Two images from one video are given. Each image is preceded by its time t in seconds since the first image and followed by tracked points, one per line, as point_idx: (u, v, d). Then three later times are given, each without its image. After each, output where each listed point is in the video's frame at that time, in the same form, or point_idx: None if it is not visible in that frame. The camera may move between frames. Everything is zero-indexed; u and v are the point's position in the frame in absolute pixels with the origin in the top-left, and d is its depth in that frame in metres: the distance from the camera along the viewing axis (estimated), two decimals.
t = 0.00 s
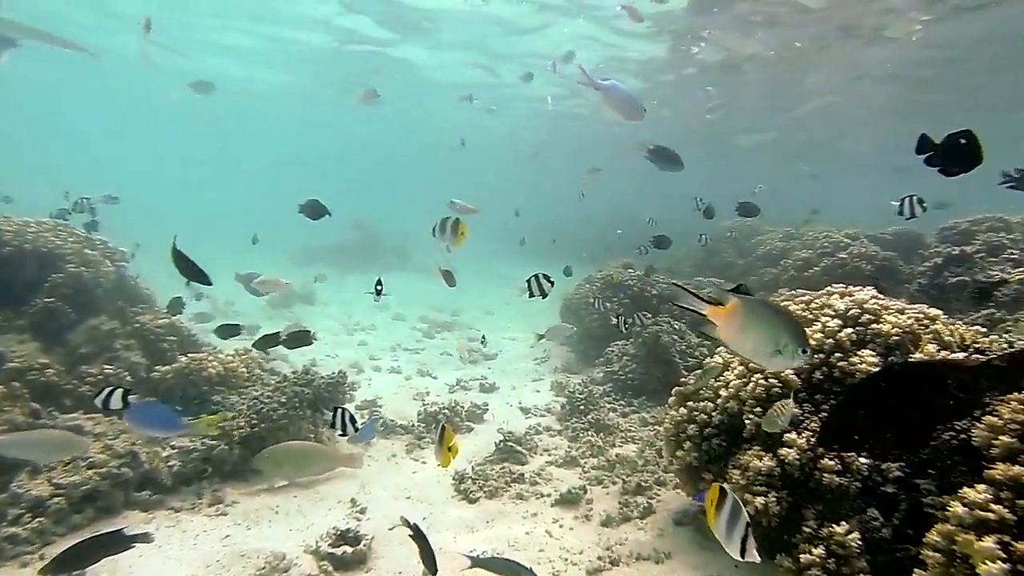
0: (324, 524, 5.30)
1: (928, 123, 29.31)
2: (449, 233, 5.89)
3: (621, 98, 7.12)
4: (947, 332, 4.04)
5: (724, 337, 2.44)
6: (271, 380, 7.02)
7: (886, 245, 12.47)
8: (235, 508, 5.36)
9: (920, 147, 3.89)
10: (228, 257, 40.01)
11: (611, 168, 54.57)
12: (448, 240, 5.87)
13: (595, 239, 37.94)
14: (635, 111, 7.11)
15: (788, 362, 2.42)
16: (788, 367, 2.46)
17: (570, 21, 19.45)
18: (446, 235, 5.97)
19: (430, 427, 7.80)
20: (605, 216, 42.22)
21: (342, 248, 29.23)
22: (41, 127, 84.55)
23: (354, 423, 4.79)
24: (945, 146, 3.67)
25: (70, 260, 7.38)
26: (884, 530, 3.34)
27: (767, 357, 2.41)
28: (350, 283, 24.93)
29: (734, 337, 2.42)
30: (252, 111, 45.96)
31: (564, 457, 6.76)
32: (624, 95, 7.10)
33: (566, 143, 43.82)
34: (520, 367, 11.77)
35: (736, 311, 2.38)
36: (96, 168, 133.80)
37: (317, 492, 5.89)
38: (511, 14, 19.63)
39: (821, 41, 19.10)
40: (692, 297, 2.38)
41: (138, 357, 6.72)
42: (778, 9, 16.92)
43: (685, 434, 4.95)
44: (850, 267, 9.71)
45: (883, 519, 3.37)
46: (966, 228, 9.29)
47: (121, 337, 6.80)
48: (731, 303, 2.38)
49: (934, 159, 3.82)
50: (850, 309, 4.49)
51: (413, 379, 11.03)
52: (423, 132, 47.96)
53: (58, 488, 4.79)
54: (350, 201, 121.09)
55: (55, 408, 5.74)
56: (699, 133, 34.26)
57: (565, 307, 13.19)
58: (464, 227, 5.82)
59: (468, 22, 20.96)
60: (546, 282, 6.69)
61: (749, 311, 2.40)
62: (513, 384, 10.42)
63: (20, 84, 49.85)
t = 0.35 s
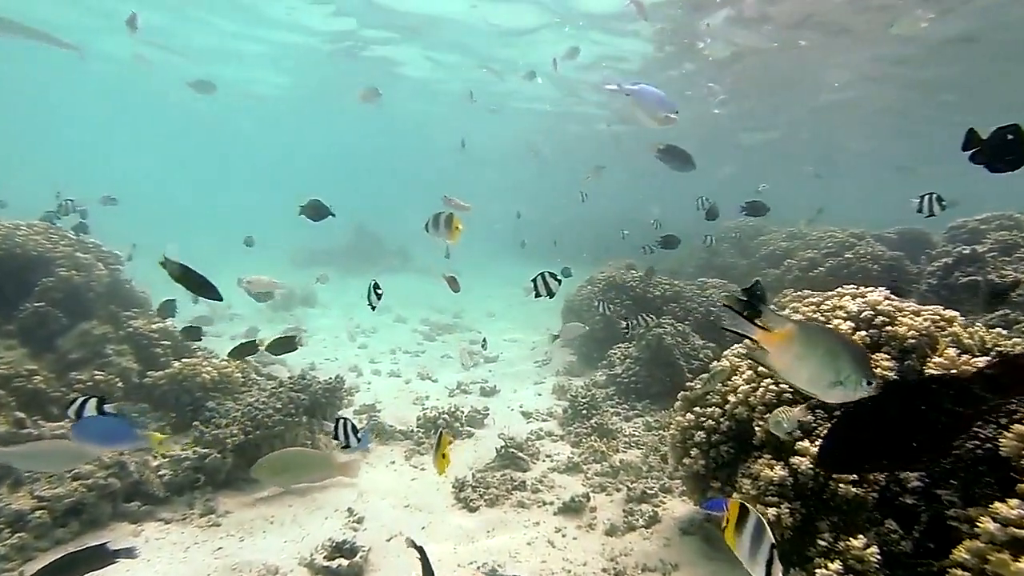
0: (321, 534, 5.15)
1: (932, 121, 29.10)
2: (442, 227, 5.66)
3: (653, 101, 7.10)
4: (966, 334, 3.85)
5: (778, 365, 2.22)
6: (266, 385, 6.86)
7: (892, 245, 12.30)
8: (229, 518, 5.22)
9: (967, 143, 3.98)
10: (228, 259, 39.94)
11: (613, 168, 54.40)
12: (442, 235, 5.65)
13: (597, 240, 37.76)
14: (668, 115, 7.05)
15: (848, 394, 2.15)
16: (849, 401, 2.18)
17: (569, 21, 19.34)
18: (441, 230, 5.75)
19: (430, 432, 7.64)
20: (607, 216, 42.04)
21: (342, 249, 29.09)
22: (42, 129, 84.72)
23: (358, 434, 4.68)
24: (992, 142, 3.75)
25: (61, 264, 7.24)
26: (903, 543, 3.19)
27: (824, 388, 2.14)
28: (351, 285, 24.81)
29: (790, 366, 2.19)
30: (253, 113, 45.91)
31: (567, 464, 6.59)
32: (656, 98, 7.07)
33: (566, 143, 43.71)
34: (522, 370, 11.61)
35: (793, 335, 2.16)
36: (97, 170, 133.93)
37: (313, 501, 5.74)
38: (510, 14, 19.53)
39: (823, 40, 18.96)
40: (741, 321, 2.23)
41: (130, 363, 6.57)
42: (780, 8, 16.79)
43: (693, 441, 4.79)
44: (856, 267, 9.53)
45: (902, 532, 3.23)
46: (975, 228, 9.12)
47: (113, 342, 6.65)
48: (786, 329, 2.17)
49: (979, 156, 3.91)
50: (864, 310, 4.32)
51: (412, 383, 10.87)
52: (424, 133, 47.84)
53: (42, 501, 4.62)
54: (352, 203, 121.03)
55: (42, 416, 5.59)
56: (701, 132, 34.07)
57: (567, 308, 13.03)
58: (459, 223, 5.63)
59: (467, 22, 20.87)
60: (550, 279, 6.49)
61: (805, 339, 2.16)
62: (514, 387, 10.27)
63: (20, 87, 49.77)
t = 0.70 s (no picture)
0: (311, 546, 4.97)
1: (932, 119, 28.92)
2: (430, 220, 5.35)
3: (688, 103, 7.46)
4: (983, 336, 3.69)
5: (858, 401, 1.96)
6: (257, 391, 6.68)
7: (895, 243, 12.14)
8: (216, 531, 5.03)
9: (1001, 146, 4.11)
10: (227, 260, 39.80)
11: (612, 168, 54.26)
12: (429, 229, 5.34)
13: (597, 240, 37.59)
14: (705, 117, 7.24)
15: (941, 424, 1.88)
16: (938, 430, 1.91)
17: (566, 20, 19.19)
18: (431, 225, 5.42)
19: (425, 437, 7.47)
20: (606, 217, 41.88)
21: (340, 252, 28.89)
22: (40, 132, 84.60)
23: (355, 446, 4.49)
24: None
25: (46, 267, 7.06)
26: (922, 558, 3.02)
27: (914, 418, 1.88)
28: (349, 287, 24.63)
29: (872, 401, 1.92)
30: (250, 114, 45.77)
31: (566, 470, 6.42)
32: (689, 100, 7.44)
33: (564, 143, 43.58)
34: (520, 373, 11.45)
35: (870, 364, 1.91)
36: (95, 172, 133.68)
37: (305, 511, 5.56)
38: (508, 13, 19.33)
39: (822, 38, 18.82)
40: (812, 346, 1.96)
41: (116, 369, 6.38)
42: (779, 7, 16.63)
43: (697, 448, 4.63)
44: (859, 267, 9.36)
45: (921, 546, 3.06)
46: (981, 226, 8.96)
47: (98, 348, 6.46)
48: (865, 355, 1.92)
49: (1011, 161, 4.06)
50: (874, 312, 4.17)
51: (410, 386, 10.68)
52: (422, 133, 47.61)
53: (16, 517, 4.45)
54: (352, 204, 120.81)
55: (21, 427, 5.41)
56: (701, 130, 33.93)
57: (566, 310, 12.87)
58: (449, 219, 5.32)
59: (463, 22, 20.71)
60: (552, 276, 6.26)
61: (885, 368, 1.90)
62: (512, 390, 10.11)
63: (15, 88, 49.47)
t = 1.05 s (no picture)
0: (302, 557, 4.81)
1: (930, 114, 28.79)
2: (418, 217, 5.13)
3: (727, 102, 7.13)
4: (999, 336, 3.53)
5: (961, 438, 1.57)
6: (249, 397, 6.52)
7: (896, 239, 12.00)
8: (203, 541, 4.87)
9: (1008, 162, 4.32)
10: (224, 261, 39.67)
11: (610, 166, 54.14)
12: (419, 228, 5.12)
13: (596, 239, 37.39)
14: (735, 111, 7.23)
15: None
16: None
17: (562, 18, 19.09)
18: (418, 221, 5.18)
19: (421, 441, 7.31)
20: (604, 215, 41.70)
21: (337, 252, 28.69)
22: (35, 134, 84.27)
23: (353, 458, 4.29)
24: None
25: (30, 270, 6.87)
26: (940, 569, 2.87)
27: None
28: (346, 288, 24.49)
29: (978, 436, 1.53)
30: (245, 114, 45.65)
31: (565, 474, 6.27)
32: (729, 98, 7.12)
33: (561, 141, 43.43)
34: (518, 374, 11.29)
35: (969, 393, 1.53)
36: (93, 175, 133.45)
37: (297, 519, 5.40)
38: (503, 10, 19.14)
39: (819, 33, 18.72)
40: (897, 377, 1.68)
41: (103, 374, 6.20)
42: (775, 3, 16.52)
43: (700, 452, 4.48)
44: (861, 263, 9.23)
45: (938, 557, 2.90)
46: (984, 221, 8.82)
47: (84, 353, 6.29)
48: (965, 386, 1.54)
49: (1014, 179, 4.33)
50: (883, 311, 4.01)
51: (407, 389, 10.52)
52: (418, 133, 47.39)
53: None
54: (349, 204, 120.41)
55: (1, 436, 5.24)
56: (698, 127, 33.77)
57: (564, 309, 12.71)
58: (437, 216, 5.11)
59: (458, 20, 20.56)
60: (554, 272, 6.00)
61: (990, 396, 1.50)
62: (510, 392, 9.95)
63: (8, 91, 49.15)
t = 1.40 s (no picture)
0: (294, 570, 4.64)
1: (932, 112, 28.67)
2: (409, 215, 4.92)
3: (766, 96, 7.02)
4: None
5: None
6: (241, 403, 6.32)
7: (902, 240, 11.85)
8: (191, 554, 4.70)
9: None
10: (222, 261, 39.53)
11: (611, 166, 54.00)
12: (410, 227, 4.94)
13: (597, 239, 37.19)
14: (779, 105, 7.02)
15: None
16: None
17: (562, 16, 18.93)
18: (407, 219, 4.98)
19: (418, 447, 7.14)
20: (604, 215, 41.54)
21: (335, 252, 28.50)
22: (33, 134, 84.07)
23: (351, 473, 4.00)
24: None
25: (16, 272, 6.69)
26: None
27: None
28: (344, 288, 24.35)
29: None
30: (244, 114, 45.52)
31: (566, 482, 6.09)
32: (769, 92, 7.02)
33: (561, 140, 43.27)
34: (517, 376, 11.13)
35: None
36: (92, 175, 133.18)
37: (289, 529, 5.22)
38: (503, 8, 18.99)
39: (821, 31, 18.53)
40: None
41: (90, 379, 6.02)
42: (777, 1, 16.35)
43: (708, 462, 4.31)
44: (868, 265, 9.07)
45: None
46: (993, 221, 8.66)
47: (70, 357, 6.10)
48: None
49: None
50: (899, 315, 3.81)
51: (404, 392, 10.33)
52: (418, 132, 47.19)
53: None
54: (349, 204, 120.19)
55: None
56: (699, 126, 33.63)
57: (563, 310, 12.54)
58: (428, 212, 4.91)
59: (457, 18, 20.39)
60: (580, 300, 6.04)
61: None
62: (509, 395, 9.78)
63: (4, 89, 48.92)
